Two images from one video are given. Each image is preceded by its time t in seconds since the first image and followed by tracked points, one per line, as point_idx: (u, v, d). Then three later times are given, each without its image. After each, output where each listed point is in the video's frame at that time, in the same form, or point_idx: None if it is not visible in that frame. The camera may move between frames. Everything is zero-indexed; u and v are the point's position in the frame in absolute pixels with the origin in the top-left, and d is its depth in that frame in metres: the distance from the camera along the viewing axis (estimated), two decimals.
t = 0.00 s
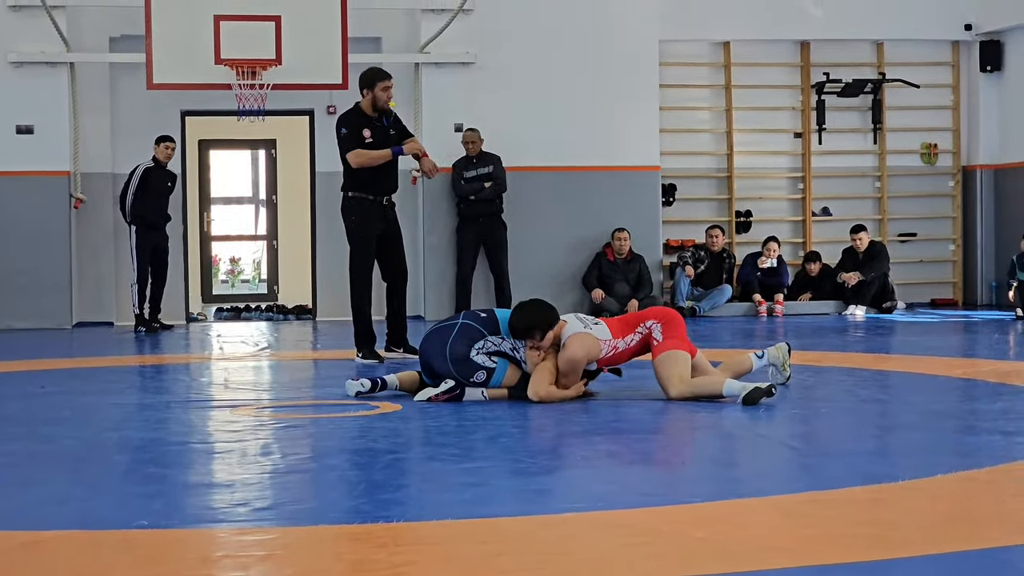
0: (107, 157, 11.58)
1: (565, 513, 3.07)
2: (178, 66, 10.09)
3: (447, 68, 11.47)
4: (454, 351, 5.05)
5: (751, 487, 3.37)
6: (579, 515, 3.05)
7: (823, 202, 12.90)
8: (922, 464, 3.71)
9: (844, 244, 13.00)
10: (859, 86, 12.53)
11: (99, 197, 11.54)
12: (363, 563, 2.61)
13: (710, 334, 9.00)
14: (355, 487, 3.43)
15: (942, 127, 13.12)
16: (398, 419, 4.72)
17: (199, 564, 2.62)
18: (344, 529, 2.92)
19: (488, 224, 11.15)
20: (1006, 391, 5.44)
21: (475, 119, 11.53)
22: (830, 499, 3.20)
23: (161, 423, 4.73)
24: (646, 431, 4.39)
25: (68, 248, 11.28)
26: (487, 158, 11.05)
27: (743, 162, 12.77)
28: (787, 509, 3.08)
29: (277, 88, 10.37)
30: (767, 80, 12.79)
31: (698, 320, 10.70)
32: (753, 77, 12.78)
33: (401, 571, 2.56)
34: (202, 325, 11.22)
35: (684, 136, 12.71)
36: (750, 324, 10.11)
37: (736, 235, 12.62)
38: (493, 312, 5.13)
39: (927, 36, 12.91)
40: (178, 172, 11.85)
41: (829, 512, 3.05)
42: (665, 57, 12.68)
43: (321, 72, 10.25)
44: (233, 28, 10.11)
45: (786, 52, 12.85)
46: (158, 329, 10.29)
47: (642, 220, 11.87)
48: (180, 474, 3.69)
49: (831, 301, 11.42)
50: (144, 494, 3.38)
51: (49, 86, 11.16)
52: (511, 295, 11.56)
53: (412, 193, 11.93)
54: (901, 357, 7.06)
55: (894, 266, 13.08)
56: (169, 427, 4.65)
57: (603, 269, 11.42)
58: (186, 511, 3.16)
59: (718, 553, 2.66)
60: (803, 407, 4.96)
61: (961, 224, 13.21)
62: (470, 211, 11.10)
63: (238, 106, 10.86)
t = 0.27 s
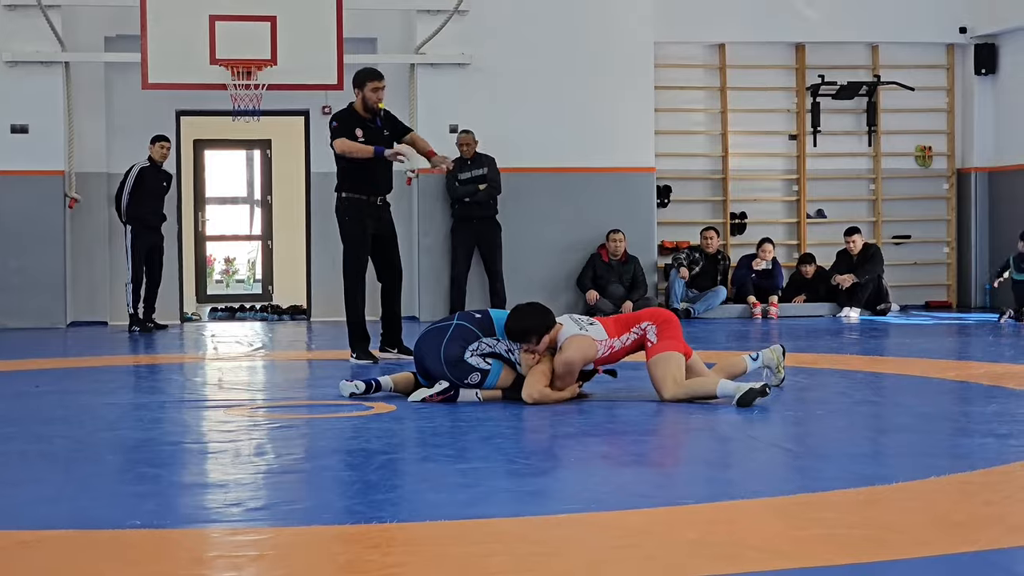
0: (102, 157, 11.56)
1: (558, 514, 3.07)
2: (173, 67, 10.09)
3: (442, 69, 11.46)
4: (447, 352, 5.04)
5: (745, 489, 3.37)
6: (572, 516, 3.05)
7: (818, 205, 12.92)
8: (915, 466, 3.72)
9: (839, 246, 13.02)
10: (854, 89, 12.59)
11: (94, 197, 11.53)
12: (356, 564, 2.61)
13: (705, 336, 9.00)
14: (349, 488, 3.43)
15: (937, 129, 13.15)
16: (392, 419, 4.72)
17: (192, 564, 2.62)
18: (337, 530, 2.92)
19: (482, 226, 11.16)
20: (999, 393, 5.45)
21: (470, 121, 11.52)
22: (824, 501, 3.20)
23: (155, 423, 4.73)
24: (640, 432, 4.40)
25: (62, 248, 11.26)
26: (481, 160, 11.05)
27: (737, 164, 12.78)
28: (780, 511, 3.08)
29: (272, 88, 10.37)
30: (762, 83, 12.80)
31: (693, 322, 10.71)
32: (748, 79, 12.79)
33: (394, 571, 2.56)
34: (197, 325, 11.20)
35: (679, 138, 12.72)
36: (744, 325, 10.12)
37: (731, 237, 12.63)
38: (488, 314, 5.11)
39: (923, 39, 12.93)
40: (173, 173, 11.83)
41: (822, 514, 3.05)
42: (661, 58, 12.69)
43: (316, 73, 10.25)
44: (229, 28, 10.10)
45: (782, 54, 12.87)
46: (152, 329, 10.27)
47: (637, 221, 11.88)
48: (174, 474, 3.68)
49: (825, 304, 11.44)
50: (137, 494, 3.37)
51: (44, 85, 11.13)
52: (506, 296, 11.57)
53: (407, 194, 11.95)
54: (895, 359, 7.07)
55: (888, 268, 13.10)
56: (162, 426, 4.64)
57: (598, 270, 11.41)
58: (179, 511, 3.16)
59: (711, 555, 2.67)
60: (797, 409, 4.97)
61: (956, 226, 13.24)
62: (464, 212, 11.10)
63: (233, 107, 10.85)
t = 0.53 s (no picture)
0: (99, 159, 11.57)
1: (555, 515, 3.08)
2: (170, 68, 10.08)
3: (439, 70, 11.46)
4: (444, 352, 5.03)
5: (742, 490, 3.38)
6: (568, 517, 3.06)
7: (815, 206, 12.92)
8: (911, 467, 3.73)
9: (836, 248, 13.03)
10: (850, 90, 12.61)
11: (91, 198, 11.54)
12: (352, 564, 2.62)
13: (701, 337, 9.01)
14: (345, 489, 3.44)
15: (934, 131, 13.17)
16: (388, 420, 4.72)
17: (189, 565, 2.62)
18: (334, 530, 2.93)
19: (479, 227, 11.16)
20: (995, 395, 5.46)
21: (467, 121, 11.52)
22: (820, 502, 3.21)
23: (152, 424, 4.73)
24: (636, 433, 4.40)
25: (59, 249, 11.26)
26: (477, 162, 11.00)
27: (734, 165, 12.79)
28: (776, 512, 3.09)
29: (269, 89, 10.37)
30: (758, 84, 12.82)
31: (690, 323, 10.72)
32: (745, 81, 12.81)
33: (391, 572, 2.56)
34: (194, 326, 11.20)
35: (676, 139, 12.72)
36: (741, 327, 10.13)
37: (727, 238, 12.65)
38: (486, 315, 5.10)
39: (920, 40, 12.95)
40: (170, 174, 11.83)
41: (818, 515, 3.06)
42: (658, 60, 12.71)
43: (313, 74, 10.26)
44: (226, 28, 10.10)
45: (778, 56, 12.89)
46: (149, 329, 10.27)
47: (634, 222, 11.89)
48: (171, 475, 3.68)
49: (821, 305, 11.45)
50: (134, 495, 3.37)
51: (41, 86, 11.12)
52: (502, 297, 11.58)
53: (404, 195, 11.96)
54: (892, 361, 7.09)
55: (885, 270, 13.12)
56: (159, 427, 4.65)
57: (595, 271, 11.44)
58: (176, 512, 3.16)
59: (707, 556, 2.68)
60: (793, 410, 4.98)
61: (953, 228, 13.26)
62: (461, 214, 11.10)
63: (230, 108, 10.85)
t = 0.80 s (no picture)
0: (97, 160, 11.58)
1: (553, 516, 3.09)
2: (168, 69, 10.09)
3: (437, 71, 11.47)
4: (444, 350, 5.06)
5: (740, 491, 3.39)
6: (567, 518, 3.06)
7: (814, 206, 12.93)
8: (909, 469, 3.74)
9: (834, 249, 13.05)
10: (849, 91, 12.62)
11: (90, 199, 11.55)
12: (351, 565, 2.63)
13: (700, 338, 9.02)
14: (344, 490, 3.44)
15: (932, 131, 13.18)
16: (387, 422, 4.73)
17: (188, 565, 2.63)
18: (333, 531, 2.93)
19: (477, 229, 11.18)
20: (994, 396, 5.46)
21: (465, 123, 11.53)
22: (818, 503, 3.22)
23: (151, 425, 4.74)
24: (634, 434, 4.41)
25: (59, 250, 11.27)
26: (475, 163, 11.00)
27: (732, 166, 12.81)
28: (774, 513, 3.10)
29: (267, 90, 10.38)
30: (757, 85, 12.84)
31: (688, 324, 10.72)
32: (743, 82, 12.82)
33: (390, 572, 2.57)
34: (193, 327, 11.21)
35: (674, 139, 12.73)
36: (740, 328, 10.13)
37: (726, 239, 12.66)
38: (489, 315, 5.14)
39: (918, 41, 12.96)
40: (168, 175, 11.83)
41: (816, 516, 3.07)
42: (656, 60, 12.72)
43: (312, 75, 10.26)
44: (225, 30, 10.12)
45: (776, 56, 12.91)
46: (148, 331, 10.28)
47: (632, 223, 11.90)
48: (170, 476, 3.69)
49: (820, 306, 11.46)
50: (133, 495, 3.38)
51: (39, 88, 11.12)
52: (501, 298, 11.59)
53: (402, 196, 11.97)
54: (890, 362, 7.09)
55: (884, 271, 13.13)
56: (158, 428, 4.65)
57: (593, 272, 11.46)
58: (175, 512, 3.17)
59: (705, 557, 2.68)
60: (792, 411, 4.99)
61: (951, 229, 13.27)
62: (459, 215, 11.11)
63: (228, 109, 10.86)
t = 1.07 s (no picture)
0: (96, 159, 11.59)
1: (551, 516, 3.09)
2: (168, 69, 10.09)
3: (436, 72, 11.48)
4: (441, 353, 5.05)
5: (737, 492, 3.39)
6: (565, 519, 3.07)
7: (812, 208, 12.93)
8: (907, 471, 3.74)
9: (833, 250, 13.06)
10: (848, 93, 12.63)
11: (89, 198, 11.57)
12: (349, 565, 2.63)
13: (698, 339, 9.02)
14: (342, 490, 3.44)
15: (931, 134, 13.19)
16: (385, 422, 4.73)
17: (186, 565, 2.63)
18: (331, 531, 2.94)
19: (476, 230, 11.19)
20: (992, 399, 5.47)
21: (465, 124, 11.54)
22: (816, 505, 3.22)
23: (149, 424, 4.74)
24: (631, 436, 4.41)
25: (58, 249, 11.27)
26: (474, 164, 11.01)
27: (731, 168, 12.82)
28: (772, 515, 3.10)
29: (267, 90, 10.38)
30: (756, 86, 12.85)
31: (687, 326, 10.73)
32: (743, 83, 12.83)
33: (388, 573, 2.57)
34: (191, 327, 11.21)
35: (673, 141, 12.74)
36: (738, 329, 10.13)
37: (724, 240, 12.66)
38: (485, 318, 5.16)
39: (917, 44, 12.98)
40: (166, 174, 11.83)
41: (814, 518, 3.07)
42: (655, 61, 12.72)
43: (311, 76, 10.27)
44: (225, 30, 10.13)
45: (776, 58, 12.92)
46: (147, 330, 10.30)
47: (631, 225, 11.91)
48: (167, 475, 3.69)
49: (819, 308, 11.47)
50: (130, 495, 3.38)
51: (38, 87, 11.13)
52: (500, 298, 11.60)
53: (401, 196, 11.97)
54: (888, 364, 7.10)
55: (882, 273, 13.14)
56: (156, 428, 4.65)
57: (592, 274, 11.47)
58: (173, 512, 3.17)
59: (702, 558, 2.69)
60: (790, 413, 4.99)
61: (949, 231, 13.28)
62: (457, 216, 11.12)
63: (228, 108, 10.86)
